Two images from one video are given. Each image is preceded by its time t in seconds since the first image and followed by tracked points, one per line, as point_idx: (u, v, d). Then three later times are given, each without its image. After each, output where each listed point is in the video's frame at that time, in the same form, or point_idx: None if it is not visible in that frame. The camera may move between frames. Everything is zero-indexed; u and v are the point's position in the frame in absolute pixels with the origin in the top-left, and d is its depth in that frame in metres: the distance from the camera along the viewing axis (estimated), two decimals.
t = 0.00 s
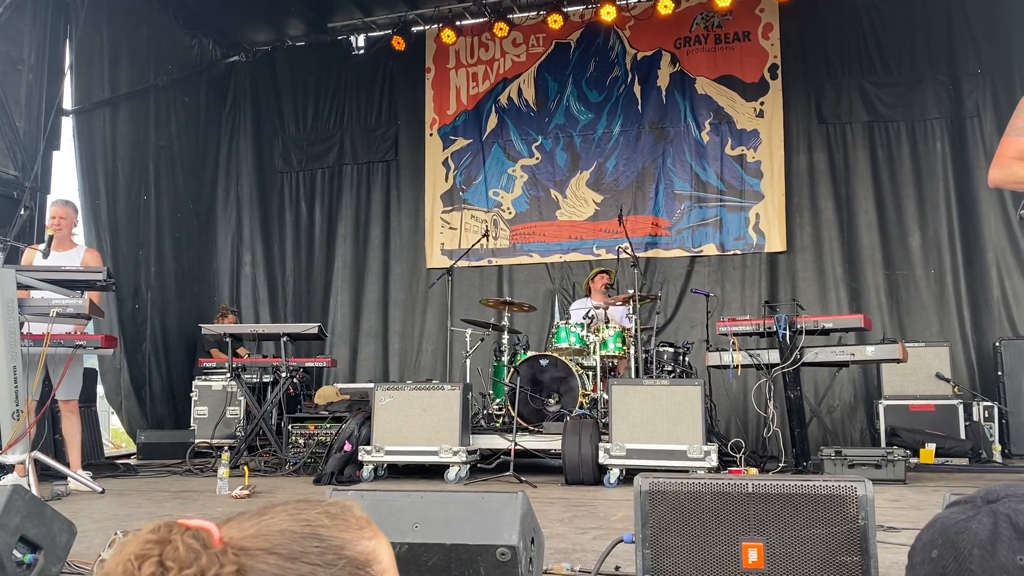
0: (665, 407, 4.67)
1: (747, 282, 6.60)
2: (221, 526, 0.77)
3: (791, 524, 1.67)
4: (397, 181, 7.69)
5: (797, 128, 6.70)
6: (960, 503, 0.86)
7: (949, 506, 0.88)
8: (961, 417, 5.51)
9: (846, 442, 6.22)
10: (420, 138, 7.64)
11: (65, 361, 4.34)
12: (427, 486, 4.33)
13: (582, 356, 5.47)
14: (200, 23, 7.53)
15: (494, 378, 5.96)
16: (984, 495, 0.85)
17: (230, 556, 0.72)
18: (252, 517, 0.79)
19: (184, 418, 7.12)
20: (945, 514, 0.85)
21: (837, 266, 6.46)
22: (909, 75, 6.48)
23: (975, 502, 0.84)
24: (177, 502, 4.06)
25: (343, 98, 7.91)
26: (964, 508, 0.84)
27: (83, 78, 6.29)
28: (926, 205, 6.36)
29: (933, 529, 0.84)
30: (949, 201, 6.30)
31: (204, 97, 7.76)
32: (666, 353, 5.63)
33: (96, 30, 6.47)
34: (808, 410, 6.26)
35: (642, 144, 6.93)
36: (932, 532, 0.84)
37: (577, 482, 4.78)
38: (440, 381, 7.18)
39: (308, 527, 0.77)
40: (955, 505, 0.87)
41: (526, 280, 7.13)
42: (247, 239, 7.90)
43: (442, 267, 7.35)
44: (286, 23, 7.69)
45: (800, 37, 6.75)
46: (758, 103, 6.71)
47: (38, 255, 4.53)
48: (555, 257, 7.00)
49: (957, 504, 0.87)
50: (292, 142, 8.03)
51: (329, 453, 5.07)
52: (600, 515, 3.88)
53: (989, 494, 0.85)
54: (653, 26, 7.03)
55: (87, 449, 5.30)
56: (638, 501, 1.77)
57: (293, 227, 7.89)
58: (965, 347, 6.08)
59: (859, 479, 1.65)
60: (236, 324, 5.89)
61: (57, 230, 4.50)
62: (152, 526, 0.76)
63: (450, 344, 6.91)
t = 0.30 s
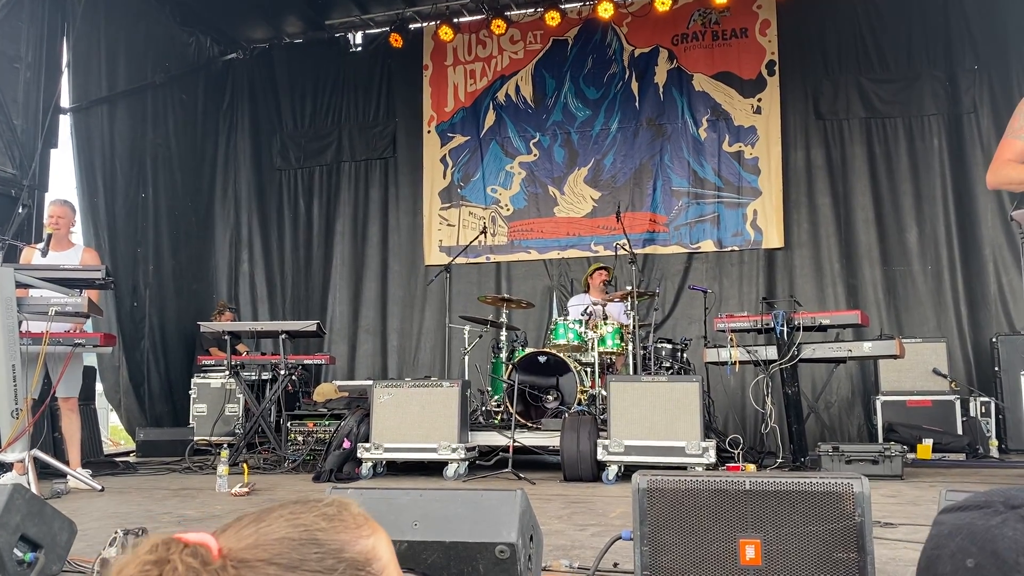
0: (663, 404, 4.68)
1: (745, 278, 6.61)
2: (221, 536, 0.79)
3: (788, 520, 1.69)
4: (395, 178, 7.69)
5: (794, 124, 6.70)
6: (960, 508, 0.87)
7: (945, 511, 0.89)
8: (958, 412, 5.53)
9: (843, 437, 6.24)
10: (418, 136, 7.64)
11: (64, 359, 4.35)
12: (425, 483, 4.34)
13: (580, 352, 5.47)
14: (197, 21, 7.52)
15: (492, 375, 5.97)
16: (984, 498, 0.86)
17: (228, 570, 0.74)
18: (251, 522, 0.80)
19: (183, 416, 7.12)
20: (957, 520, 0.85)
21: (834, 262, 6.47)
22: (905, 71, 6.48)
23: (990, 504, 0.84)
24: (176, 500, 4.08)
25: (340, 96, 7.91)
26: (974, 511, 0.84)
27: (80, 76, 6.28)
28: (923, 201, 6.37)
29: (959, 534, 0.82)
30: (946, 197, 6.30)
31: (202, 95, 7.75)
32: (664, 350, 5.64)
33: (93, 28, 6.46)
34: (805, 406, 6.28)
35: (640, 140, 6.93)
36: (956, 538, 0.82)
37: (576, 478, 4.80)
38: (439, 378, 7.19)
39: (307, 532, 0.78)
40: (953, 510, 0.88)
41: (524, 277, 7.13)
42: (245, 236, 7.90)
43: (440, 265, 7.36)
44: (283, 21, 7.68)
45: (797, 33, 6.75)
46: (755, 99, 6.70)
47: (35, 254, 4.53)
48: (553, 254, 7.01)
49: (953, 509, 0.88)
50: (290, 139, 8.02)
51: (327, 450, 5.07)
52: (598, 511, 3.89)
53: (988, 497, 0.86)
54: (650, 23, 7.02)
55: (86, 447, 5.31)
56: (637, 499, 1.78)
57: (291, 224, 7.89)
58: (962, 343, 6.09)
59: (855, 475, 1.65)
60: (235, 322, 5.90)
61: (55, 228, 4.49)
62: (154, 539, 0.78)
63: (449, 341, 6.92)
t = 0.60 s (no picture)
0: (661, 400, 4.68)
1: (742, 274, 6.60)
2: (216, 527, 0.78)
3: (786, 518, 1.69)
4: (392, 175, 7.67)
5: (791, 119, 6.69)
6: (963, 514, 0.91)
7: (944, 519, 0.93)
8: (955, 406, 5.53)
9: (841, 433, 6.24)
10: (415, 132, 7.62)
11: (60, 359, 4.33)
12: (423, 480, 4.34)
13: (579, 349, 5.41)
14: (193, 17, 7.49)
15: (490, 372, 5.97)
16: (981, 503, 0.92)
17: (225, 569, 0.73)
18: (246, 519, 0.79)
19: (181, 414, 7.12)
20: (972, 529, 0.89)
21: (831, 257, 6.47)
22: (902, 66, 6.47)
23: (1000, 509, 0.89)
24: (175, 498, 4.08)
25: (336, 92, 7.88)
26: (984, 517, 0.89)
27: (75, 73, 6.26)
28: (921, 196, 6.36)
29: (993, 544, 0.85)
30: (943, 192, 6.30)
31: (197, 92, 7.72)
32: (661, 346, 5.64)
33: (87, 26, 6.43)
34: (803, 402, 6.28)
35: (637, 136, 6.92)
36: (989, 548, 0.86)
37: (574, 474, 4.80)
38: (436, 375, 7.18)
39: (302, 529, 0.78)
40: (952, 515, 0.93)
41: (521, 273, 7.13)
42: (242, 234, 7.89)
43: (437, 261, 7.34)
44: (279, 17, 7.66)
45: (794, 28, 6.73)
46: (752, 94, 6.70)
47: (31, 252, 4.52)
48: (550, 251, 7.00)
49: (952, 516, 0.92)
50: (286, 136, 8.00)
51: (325, 448, 5.06)
52: (596, 508, 3.90)
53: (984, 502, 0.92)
54: (647, 18, 7.01)
55: (84, 445, 5.31)
56: (634, 496, 1.77)
57: (288, 222, 7.88)
58: (960, 337, 6.09)
59: (852, 472, 1.66)
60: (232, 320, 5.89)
61: (50, 225, 4.48)
62: (149, 522, 0.77)
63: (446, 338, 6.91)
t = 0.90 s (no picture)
0: (657, 393, 4.69)
1: (738, 267, 6.61)
2: (207, 523, 0.78)
3: (782, 507, 1.69)
4: (387, 170, 7.66)
5: (786, 112, 6.70)
6: (976, 510, 0.79)
7: (956, 517, 0.80)
8: (951, 397, 5.55)
9: (837, 424, 6.26)
10: (410, 127, 7.60)
11: (55, 355, 4.32)
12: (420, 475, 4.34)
13: (574, 343, 5.47)
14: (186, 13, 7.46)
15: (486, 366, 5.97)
16: (971, 491, 0.81)
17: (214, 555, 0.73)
18: (238, 510, 0.79)
19: (178, 411, 7.11)
20: (999, 521, 0.78)
21: (827, 250, 6.47)
22: (897, 58, 6.48)
23: (1001, 495, 0.80)
24: (171, 495, 4.07)
25: (330, 87, 7.87)
26: (995, 504, 0.79)
27: (68, 70, 6.24)
28: (916, 188, 6.37)
29: None
30: (938, 183, 6.31)
31: (191, 87, 7.70)
32: (658, 339, 5.64)
33: (80, 22, 6.41)
34: (799, 393, 6.29)
35: (632, 130, 6.91)
36: None
37: (571, 468, 4.80)
38: (433, 370, 7.18)
39: (294, 520, 0.77)
40: (961, 512, 0.80)
41: (517, 268, 7.12)
42: (237, 230, 7.87)
43: (433, 256, 7.34)
44: (273, 12, 7.64)
45: (788, 20, 6.73)
46: (746, 87, 6.69)
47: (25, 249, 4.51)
48: (546, 245, 6.99)
49: (962, 513, 0.80)
50: (281, 132, 7.98)
51: (322, 443, 5.08)
52: (592, 500, 3.90)
53: (968, 489, 0.82)
54: (641, 11, 7.00)
55: (80, 443, 5.30)
56: (630, 487, 1.77)
57: (283, 217, 7.86)
58: (955, 328, 6.11)
59: (848, 461, 1.65)
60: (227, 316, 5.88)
61: (45, 223, 4.46)
62: (138, 521, 0.77)
63: (443, 333, 6.91)
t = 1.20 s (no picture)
0: (654, 387, 4.70)
1: (733, 262, 6.61)
2: (201, 510, 0.77)
3: (777, 503, 1.69)
4: (382, 167, 7.65)
5: (781, 107, 6.69)
6: (1009, 497, 0.83)
7: (993, 506, 0.83)
8: (947, 390, 5.56)
9: (833, 418, 6.27)
10: (404, 123, 7.59)
11: (49, 356, 4.32)
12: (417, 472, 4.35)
13: (570, 339, 5.49)
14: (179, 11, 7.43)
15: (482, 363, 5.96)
16: (995, 482, 0.86)
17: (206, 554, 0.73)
18: (231, 503, 0.79)
19: (174, 410, 7.11)
20: None
21: (822, 244, 6.47)
22: (891, 51, 6.47)
23: None
24: (168, 493, 4.08)
25: (324, 85, 7.85)
26: None
27: (60, 68, 6.21)
28: (910, 182, 6.37)
29: None
30: (932, 177, 6.31)
31: (184, 85, 7.67)
32: (653, 334, 5.65)
33: (71, 20, 6.38)
34: (795, 388, 6.30)
35: (627, 125, 6.90)
36: None
37: (567, 464, 4.81)
38: (429, 368, 7.17)
39: (285, 514, 0.76)
40: (996, 500, 0.83)
41: (513, 264, 7.12)
42: (232, 228, 7.85)
43: (428, 253, 7.33)
44: (266, 10, 7.61)
45: (781, 15, 6.73)
46: (741, 82, 6.69)
47: (18, 249, 4.49)
48: (542, 241, 6.99)
49: (998, 501, 0.83)
50: (275, 129, 7.96)
51: (319, 441, 5.09)
52: (589, 496, 3.91)
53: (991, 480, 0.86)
54: (635, 7, 6.98)
55: (76, 443, 5.30)
56: (625, 484, 1.77)
57: (278, 215, 7.85)
58: (950, 321, 6.12)
59: (842, 457, 1.65)
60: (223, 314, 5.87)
61: (38, 222, 4.45)
62: (131, 501, 0.76)
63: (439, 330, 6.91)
